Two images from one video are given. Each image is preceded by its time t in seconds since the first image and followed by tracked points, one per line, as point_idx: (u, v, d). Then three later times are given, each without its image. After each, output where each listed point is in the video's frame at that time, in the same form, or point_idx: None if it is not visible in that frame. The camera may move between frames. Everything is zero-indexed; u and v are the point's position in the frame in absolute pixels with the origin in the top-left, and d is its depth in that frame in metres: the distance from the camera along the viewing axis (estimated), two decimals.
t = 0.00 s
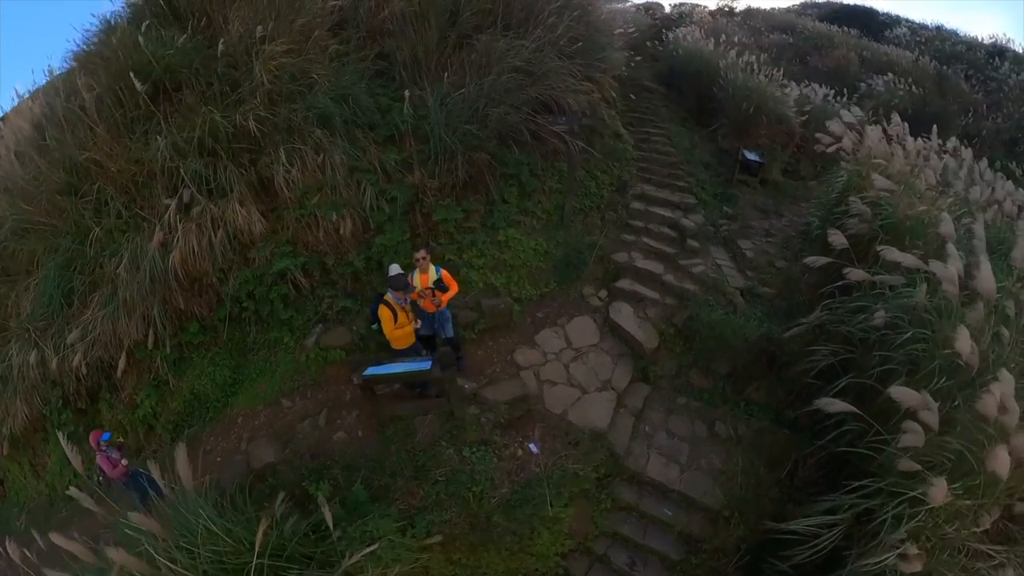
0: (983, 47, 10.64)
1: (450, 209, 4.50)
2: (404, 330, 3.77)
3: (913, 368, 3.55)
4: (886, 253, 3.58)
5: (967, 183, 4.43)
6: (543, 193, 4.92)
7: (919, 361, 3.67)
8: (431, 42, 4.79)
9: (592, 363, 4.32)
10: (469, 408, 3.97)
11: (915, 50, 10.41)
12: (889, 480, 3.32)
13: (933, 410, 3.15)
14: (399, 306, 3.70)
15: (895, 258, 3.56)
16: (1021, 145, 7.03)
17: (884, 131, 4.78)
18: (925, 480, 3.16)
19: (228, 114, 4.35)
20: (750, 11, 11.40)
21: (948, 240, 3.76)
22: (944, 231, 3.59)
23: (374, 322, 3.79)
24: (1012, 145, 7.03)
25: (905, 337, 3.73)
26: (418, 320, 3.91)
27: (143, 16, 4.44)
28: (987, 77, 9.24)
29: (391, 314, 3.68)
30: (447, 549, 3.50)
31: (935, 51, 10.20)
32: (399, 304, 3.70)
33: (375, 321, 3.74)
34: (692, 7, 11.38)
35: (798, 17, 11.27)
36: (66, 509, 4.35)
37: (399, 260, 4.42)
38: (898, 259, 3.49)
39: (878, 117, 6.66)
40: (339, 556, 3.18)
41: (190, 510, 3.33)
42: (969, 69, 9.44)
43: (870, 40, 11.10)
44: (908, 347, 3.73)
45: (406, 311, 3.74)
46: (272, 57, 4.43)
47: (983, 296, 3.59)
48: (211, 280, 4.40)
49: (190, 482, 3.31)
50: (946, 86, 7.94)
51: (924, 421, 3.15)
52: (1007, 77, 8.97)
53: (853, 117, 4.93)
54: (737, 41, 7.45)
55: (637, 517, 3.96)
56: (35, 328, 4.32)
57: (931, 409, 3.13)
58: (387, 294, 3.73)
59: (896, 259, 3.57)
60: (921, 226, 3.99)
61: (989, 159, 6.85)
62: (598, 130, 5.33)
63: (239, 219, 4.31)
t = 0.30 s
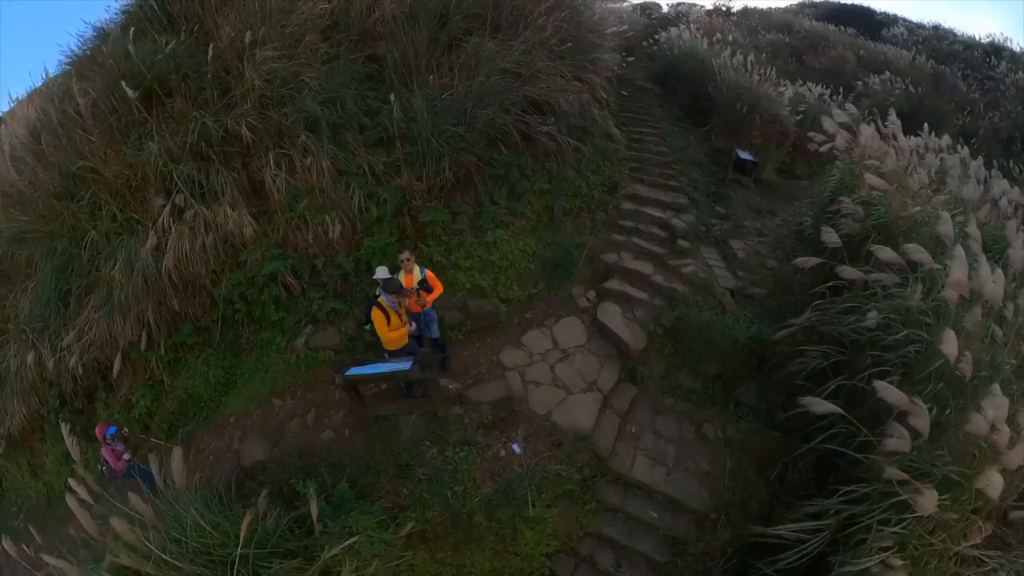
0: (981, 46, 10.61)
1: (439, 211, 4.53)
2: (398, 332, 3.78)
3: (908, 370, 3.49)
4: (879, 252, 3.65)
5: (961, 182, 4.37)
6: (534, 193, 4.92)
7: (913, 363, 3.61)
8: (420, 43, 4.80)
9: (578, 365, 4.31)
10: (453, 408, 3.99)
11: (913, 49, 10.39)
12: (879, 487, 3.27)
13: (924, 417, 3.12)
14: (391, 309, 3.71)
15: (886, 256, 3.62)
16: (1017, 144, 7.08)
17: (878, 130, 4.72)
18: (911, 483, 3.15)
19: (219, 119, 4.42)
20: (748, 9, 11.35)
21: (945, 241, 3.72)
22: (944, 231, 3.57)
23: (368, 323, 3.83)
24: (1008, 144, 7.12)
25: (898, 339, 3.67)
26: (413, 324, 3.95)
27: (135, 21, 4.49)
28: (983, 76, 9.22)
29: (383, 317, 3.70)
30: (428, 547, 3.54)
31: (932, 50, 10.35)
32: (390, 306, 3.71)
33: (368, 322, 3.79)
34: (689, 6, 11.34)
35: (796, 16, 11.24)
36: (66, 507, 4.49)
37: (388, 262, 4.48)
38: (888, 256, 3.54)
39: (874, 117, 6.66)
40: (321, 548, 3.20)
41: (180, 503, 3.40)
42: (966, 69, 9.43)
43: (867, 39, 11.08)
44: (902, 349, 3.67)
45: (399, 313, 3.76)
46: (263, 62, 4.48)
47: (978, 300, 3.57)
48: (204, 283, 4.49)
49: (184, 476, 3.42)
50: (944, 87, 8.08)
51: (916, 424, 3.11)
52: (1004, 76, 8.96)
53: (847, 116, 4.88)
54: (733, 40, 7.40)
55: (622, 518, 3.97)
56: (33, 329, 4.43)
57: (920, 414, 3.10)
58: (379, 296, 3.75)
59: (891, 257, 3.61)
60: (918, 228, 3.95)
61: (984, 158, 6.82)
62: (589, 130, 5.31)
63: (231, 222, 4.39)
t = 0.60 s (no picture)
0: (980, 44, 10.56)
1: (426, 207, 4.54)
2: (391, 325, 3.68)
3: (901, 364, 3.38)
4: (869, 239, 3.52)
5: (956, 175, 4.29)
6: (525, 189, 4.90)
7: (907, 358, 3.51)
8: (412, 42, 4.81)
9: (565, 361, 4.26)
10: (437, 403, 3.99)
11: (910, 47, 10.34)
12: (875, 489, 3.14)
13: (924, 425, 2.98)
14: (385, 302, 3.66)
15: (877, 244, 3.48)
16: (1015, 142, 7.33)
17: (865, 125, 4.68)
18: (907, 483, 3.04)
19: (210, 118, 4.46)
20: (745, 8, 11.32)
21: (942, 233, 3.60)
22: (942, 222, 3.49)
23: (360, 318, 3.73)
24: (1006, 141, 7.37)
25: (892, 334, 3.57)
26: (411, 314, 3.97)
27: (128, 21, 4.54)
28: (981, 74, 9.17)
29: (377, 311, 3.62)
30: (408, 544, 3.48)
31: (929, 49, 10.33)
32: (384, 299, 3.65)
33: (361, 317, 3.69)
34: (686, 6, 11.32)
35: (795, 15, 11.18)
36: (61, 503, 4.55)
37: (376, 258, 4.49)
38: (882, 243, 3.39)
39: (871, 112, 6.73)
40: (297, 538, 3.19)
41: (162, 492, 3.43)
42: (964, 67, 9.39)
43: (865, 37, 11.03)
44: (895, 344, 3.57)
45: (391, 306, 3.69)
46: (252, 61, 4.51)
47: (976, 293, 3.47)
48: (195, 280, 4.53)
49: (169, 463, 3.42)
50: (943, 85, 8.16)
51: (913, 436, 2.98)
52: (1002, 75, 8.93)
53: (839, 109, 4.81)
54: (729, 38, 7.35)
55: (609, 517, 3.89)
56: (28, 326, 4.50)
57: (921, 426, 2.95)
58: (371, 291, 3.69)
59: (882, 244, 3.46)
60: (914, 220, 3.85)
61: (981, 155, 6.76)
62: (581, 127, 5.27)
63: (221, 221, 4.44)
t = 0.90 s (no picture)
0: (980, 41, 10.38)
1: (412, 202, 4.51)
2: (392, 318, 3.82)
3: (892, 358, 3.27)
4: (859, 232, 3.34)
5: (954, 167, 4.17)
6: (514, 185, 4.84)
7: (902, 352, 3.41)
8: (401, 37, 4.77)
9: (551, 358, 4.17)
10: (419, 400, 3.94)
11: (907, 45, 10.20)
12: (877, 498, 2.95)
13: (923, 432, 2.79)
14: (386, 294, 3.78)
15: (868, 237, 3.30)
16: (1013, 138, 7.24)
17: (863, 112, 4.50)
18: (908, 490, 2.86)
19: (198, 115, 4.45)
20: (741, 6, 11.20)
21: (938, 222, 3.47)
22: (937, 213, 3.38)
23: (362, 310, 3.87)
24: (1004, 138, 7.26)
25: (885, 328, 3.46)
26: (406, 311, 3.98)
27: (117, 19, 4.55)
28: (978, 71, 9.04)
29: (378, 302, 3.77)
30: (386, 546, 3.38)
31: (927, 45, 10.18)
32: (386, 292, 3.79)
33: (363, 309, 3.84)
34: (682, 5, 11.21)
35: (791, 13, 11.03)
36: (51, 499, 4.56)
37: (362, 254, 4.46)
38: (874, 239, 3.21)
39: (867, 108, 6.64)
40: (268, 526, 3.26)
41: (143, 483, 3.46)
42: (961, 64, 9.26)
43: (863, 35, 10.86)
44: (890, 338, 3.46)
45: (394, 299, 3.82)
46: (241, 59, 4.51)
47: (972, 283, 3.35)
48: (183, 276, 4.53)
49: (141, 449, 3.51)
50: (940, 82, 8.03)
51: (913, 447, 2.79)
52: (999, 72, 8.75)
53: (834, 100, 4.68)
54: (724, 35, 7.25)
55: (597, 519, 3.76)
56: (19, 322, 4.54)
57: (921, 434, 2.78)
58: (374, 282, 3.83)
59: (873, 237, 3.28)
60: (913, 211, 3.73)
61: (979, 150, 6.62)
62: (572, 122, 5.19)
63: (209, 217, 4.45)
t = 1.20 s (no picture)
0: (981, 38, 10.10)
1: (396, 198, 4.48)
2: (391, 305, 3.79)
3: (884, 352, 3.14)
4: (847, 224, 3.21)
5: (952, 158, 4.02)
6: (502, 181, 4.78)
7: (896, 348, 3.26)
8: (387, 31, 4.68)
9: (533, 355, 4.07)
10: (396, 397, 3.89)
11: (904, 42, 9.94)
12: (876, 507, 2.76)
13: (922, 430, 2.61)
14: (386, 280, 3.75)
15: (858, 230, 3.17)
16: (1011, 135, 6.81)
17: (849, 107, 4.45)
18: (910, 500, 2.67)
19: (185, 114, 4.46)
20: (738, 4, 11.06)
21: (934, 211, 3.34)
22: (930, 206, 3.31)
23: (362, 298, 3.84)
24: (1002, 135, 6.82)
25: (877, 322, 3.34)
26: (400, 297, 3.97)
27: (107, 20, 4.59)
28: (977, 68, 8.76)
29: (378, 288, 3.72)
30: (361, 545, 3.33)
31: (925, 41, 9.95)
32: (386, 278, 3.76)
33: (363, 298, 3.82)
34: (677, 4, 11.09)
35: (788, 10, 10.86)
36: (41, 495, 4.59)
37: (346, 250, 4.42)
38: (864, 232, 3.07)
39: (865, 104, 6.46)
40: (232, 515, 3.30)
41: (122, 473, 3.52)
42: (960, 61, 8.99)
43: (861, 33, 10.61)
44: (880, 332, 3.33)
45: (393, 285, 3.80)
46: (226, 57, 4.51)
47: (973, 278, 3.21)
48: (171, 274, 4.55)
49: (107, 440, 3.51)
50: (938, 79, 7.72)
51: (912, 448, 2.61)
52: (999, 68, 8.41)
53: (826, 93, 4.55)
54: (720, 32, 7.11)
55: (579, 522, 3.62)
56: (11, 320, 4.59)
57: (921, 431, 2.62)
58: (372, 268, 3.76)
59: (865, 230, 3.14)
60: (909, 203, 3.63)
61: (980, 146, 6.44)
62: (561, 118, 5.11)
63: (195, 216, 4.47)
